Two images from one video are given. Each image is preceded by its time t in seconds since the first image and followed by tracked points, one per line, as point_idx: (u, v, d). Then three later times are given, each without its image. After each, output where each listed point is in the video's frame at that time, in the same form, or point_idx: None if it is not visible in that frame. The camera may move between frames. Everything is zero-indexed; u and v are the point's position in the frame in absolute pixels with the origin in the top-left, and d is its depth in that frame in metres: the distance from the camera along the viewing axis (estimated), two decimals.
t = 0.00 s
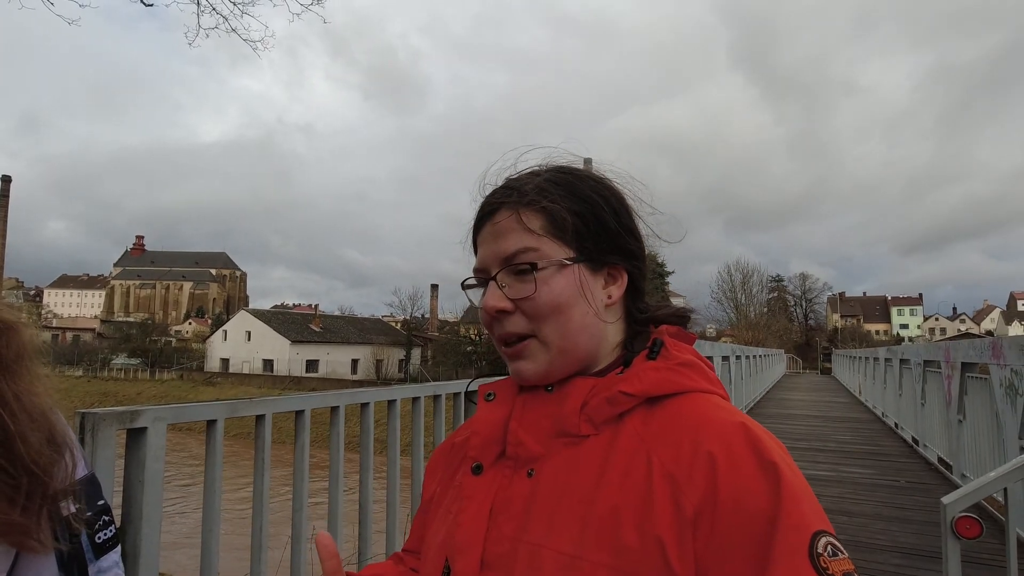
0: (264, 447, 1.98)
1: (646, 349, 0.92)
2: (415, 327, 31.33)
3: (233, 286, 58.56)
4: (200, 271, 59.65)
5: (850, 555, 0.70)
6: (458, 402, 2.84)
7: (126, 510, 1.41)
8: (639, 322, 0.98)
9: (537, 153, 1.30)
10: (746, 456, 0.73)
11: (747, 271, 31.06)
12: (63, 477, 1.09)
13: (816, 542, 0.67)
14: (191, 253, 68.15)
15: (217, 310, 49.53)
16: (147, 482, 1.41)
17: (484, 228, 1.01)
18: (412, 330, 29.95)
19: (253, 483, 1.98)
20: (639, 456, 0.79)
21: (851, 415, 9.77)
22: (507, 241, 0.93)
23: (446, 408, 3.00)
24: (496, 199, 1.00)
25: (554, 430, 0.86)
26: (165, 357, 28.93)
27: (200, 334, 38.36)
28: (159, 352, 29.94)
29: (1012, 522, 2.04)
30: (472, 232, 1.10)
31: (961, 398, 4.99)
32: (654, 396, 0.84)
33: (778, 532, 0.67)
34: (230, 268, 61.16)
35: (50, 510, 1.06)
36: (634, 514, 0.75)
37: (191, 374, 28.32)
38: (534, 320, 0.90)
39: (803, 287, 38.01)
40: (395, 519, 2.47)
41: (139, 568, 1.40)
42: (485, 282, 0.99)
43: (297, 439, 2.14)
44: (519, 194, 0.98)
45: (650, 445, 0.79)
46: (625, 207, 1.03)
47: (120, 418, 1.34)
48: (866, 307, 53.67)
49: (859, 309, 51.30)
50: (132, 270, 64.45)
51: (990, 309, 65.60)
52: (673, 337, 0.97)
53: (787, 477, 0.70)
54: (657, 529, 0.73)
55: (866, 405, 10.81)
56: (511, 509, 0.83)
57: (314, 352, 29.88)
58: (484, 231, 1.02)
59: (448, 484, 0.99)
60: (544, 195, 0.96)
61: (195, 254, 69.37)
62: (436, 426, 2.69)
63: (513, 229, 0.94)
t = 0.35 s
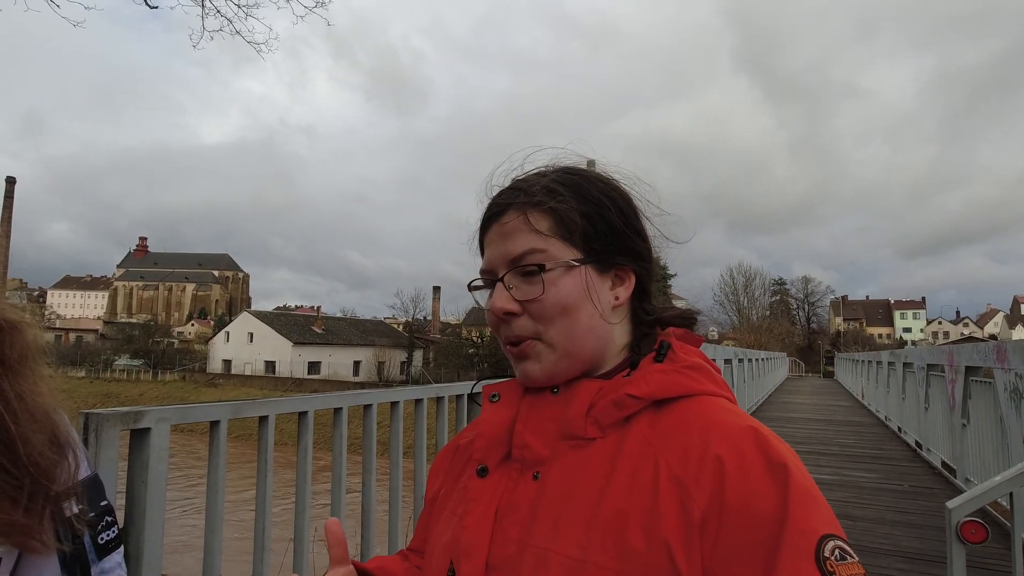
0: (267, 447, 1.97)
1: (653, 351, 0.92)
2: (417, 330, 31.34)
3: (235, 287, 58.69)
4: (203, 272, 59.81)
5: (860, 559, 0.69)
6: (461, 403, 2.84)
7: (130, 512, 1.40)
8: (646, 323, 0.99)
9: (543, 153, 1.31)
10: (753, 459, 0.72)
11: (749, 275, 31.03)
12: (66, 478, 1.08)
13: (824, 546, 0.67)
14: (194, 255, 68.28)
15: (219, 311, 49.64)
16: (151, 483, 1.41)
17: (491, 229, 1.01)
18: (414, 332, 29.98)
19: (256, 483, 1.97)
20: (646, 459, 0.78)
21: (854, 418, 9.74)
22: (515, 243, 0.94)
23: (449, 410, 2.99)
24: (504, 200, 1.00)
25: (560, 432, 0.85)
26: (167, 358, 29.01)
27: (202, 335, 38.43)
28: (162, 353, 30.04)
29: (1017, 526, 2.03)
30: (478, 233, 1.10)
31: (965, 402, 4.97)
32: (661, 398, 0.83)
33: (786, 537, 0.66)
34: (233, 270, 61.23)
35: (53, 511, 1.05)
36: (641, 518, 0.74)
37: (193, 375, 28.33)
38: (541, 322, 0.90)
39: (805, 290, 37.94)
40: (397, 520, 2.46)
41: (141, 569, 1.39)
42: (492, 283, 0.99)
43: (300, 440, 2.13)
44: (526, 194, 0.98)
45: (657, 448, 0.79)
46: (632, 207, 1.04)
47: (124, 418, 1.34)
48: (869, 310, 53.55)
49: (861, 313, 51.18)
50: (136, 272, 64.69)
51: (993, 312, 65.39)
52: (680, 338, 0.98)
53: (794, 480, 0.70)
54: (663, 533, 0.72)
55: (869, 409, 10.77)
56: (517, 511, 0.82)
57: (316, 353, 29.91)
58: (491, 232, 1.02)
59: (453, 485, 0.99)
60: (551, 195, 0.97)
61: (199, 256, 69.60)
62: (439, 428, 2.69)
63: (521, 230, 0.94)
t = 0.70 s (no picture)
0: (272, 448, 1.97)
1: (658, 353, 0.92)
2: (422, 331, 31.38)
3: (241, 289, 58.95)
4: (209, 274, 60.12)
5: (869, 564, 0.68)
6: (466, 405, 2.83)
7: (135, 512, 1.41)
8: (651, 324, 0.99)
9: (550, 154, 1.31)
10: (760, 462, 0.71)
11: (755, 276, 30.90)
12: (71, 479, 1.08)
13: (832, 551, 0.66)
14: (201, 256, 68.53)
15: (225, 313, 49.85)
16: (157, 483, 1.41)
17: (497, 226, 1.01)
18: (419, 334, 30.03)
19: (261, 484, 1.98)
20: (651, 461, 0.78)
21: (861, 421, 9.68)
22: (521, 238, 0.94)
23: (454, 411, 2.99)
24: (512, 197, 1.00)
25: (565, 434, 0.85)
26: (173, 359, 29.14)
27: (208, 336, 38.59)
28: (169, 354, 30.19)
29: None
30: (486, 231, 1.10)
31: (973, 405, 4.92)
32: (667, 400, 0.83)
33: (793, 541, 0.65)
34: (239, 271, 61.39)
35: (58, 513, 1.04)
36: (647, 521, 0.74)
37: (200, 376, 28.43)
38: (545, 317, 0.90)
39: (812, 292, 37.74)
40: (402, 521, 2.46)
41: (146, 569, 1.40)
42: (497, 280, 0.99)
43: (305, 441, 2.13)
44: (534, 191, 0.98)
45: (663, 450, 0.78)
46: (639, 208, 1.04)
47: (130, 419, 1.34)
48: (876, 312, 53.25)
49: (868, 314, 50.89)
50: (143, 273, 65.06)
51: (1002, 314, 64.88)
52: (684, 340, 0.98)
53: (801, 483, 0.69)
54: (669, 536, 0.72)
55: (876, 411, 10.70)
56: (522, 514, 0.82)
57: (322, 355, 29.98)
58: (497, 228, 1.02)
59: (458, 487, 0.99)
60: (559, 193, 0.97)
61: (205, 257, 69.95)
62: (444, 429, 2.68)
63: (527, 226, 0.94)
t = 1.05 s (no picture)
0: (308, 453, 2.00)
1: (696, 360, 0.90)
2: (452, 335, 31.57)
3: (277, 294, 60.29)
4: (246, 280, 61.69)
5: None
6: (498, 409, 2.83)
7: (179, 515, 1.44)
8: (689, 330, 0.97)
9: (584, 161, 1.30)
10: (805, 472, 0.69)
11: (789, 276, 30.19)
12: (121, 482, 1.10)
13: (884, 564, 0.63)
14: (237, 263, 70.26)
15: (261, 318, 51.03)
16: (198, 487, 1.44)
17: (534, 232, 1.00)
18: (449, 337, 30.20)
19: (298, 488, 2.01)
20: (691, 471, 0.76)
21: (902, 425, 9.35)
22: (559, 244, 0.93)
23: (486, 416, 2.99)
24: (549, 203, 1.00)
25: (602, 442, 0.84)
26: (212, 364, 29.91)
27: (245, 341, 39.54)
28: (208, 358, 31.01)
29: None
30: (523, 237, 1.09)
31: None
32: (707, 408, 0.81)
33: (843, 553, 0.63)
34: (274, 277, 62.74)
35: (109, 516, 1.06)
36: (688, 532, 0.72)
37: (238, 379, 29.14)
38: (585, 321, 0.89)
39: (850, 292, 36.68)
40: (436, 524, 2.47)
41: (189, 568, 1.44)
42: (535, 285, 0.99)
43: (340, 446, 2.16)
44: (571, 197, 0.98)
45: (703, 459, 0.76)
46: (676, 213, 1.03)
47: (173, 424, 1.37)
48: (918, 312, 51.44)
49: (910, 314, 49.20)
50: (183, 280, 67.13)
51: None
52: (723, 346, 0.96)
53: (850, 494, 0.66)
54: (711, 549, 0.70)
55: (919, 414, 10.33)
56: (559, 524, 0.81)
57: (354, 358, 30.42)
58: (534, 234, 1.02)
59: (494, 496, 0.98)
60: (597, 198, 0.97)
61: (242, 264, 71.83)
62: (476, 434, 2.68)
63: (565, 231, 0.94)
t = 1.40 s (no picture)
0: (412, 465, 2.08)
1: (816, 378, 0.84)
2: (541, 343, 31.63)
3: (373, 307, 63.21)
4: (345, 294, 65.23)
5: None
6: (594, 421, 2.79)
7: (299, 524, 1.54)
8: (806, 346, 0.92)
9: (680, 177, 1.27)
10: (953, 502, 0.63)
11: (902, 273, 27.71)
12: (256, 495, 1.19)
13: None
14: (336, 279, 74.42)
15: (359, 330, 53.75)
16: (315, 497, 1.52)
17: (637, 250, 0.99)
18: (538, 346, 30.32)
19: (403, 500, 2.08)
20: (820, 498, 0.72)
21: None
22: (664, 261, 0.91)
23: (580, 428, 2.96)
24: (652, 220, 0.98)
25: (718, 465, 0.81)
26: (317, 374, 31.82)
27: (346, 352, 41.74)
28: (313, 369, 33.02)
29: None
30: (624, 256, 1.08)
31: None
32: (834, 430, 0.76)
33: None
34: (370, 290, 65.95)
35: (248, 527, 1.14)
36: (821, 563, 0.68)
37: (340, 388, 30.78)
38: (695, 340, 0.86)
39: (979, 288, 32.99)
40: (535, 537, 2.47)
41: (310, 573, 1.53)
42: (639, 304, 0.97)
43: (441, 459, 2.22)
44: (674, 214, 0.96)
45: (833, 486, 0.72)
46: (787, 225, 0.98)
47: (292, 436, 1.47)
48: None
49: None
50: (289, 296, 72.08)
51: None
52: (844, 363, 0.91)
53: (1008, 529, 0.59)
54: None
55: None
56: (677, 549, 0.79)
57: (446, 368, 31.24)
58: (636, 253, 1.00)
59: (604, 516, 0.97)
60: (702, 213, 0.94)
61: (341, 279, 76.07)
62: (572, 447, 2.65)
63: (670, 248, 0.92)
